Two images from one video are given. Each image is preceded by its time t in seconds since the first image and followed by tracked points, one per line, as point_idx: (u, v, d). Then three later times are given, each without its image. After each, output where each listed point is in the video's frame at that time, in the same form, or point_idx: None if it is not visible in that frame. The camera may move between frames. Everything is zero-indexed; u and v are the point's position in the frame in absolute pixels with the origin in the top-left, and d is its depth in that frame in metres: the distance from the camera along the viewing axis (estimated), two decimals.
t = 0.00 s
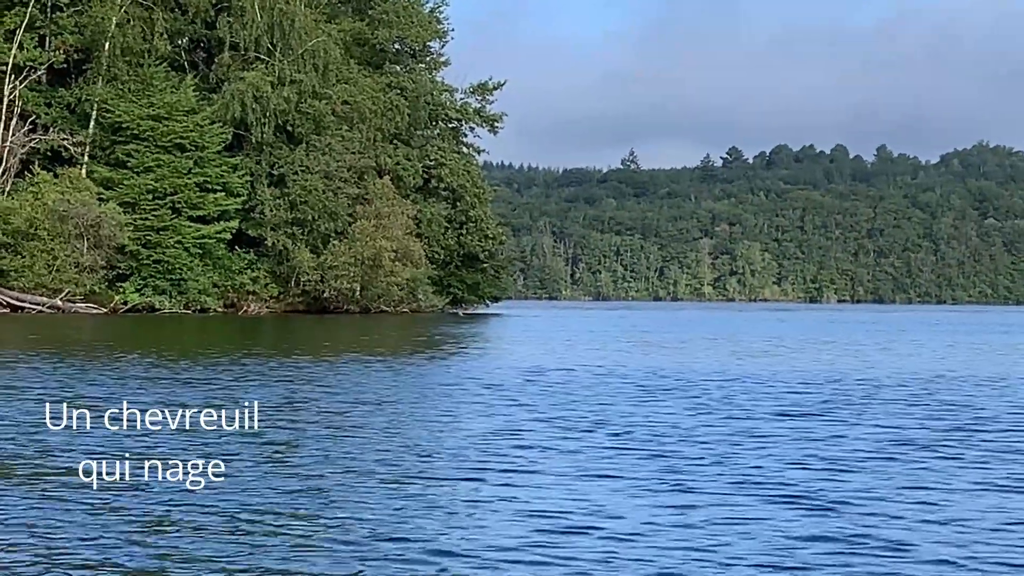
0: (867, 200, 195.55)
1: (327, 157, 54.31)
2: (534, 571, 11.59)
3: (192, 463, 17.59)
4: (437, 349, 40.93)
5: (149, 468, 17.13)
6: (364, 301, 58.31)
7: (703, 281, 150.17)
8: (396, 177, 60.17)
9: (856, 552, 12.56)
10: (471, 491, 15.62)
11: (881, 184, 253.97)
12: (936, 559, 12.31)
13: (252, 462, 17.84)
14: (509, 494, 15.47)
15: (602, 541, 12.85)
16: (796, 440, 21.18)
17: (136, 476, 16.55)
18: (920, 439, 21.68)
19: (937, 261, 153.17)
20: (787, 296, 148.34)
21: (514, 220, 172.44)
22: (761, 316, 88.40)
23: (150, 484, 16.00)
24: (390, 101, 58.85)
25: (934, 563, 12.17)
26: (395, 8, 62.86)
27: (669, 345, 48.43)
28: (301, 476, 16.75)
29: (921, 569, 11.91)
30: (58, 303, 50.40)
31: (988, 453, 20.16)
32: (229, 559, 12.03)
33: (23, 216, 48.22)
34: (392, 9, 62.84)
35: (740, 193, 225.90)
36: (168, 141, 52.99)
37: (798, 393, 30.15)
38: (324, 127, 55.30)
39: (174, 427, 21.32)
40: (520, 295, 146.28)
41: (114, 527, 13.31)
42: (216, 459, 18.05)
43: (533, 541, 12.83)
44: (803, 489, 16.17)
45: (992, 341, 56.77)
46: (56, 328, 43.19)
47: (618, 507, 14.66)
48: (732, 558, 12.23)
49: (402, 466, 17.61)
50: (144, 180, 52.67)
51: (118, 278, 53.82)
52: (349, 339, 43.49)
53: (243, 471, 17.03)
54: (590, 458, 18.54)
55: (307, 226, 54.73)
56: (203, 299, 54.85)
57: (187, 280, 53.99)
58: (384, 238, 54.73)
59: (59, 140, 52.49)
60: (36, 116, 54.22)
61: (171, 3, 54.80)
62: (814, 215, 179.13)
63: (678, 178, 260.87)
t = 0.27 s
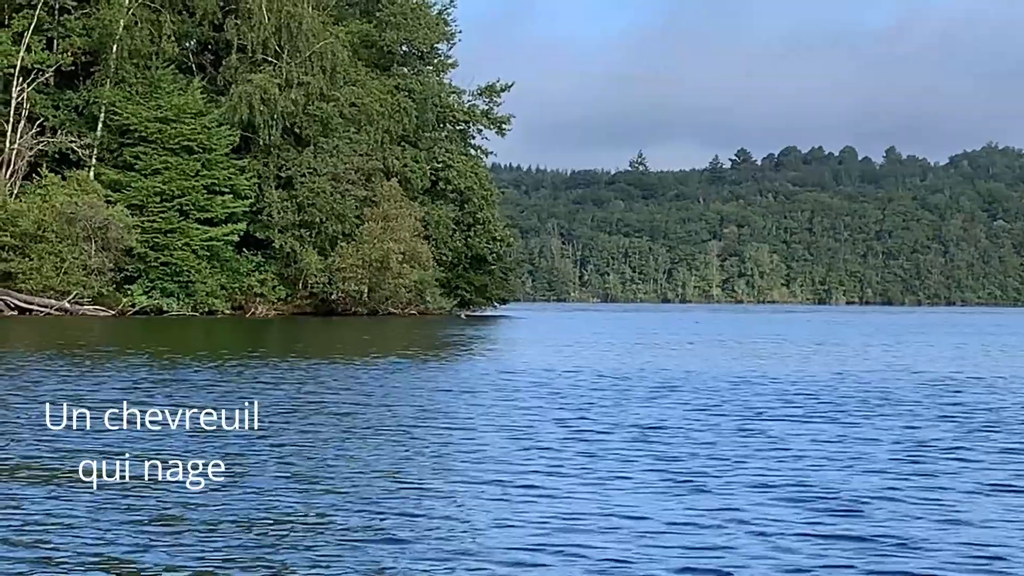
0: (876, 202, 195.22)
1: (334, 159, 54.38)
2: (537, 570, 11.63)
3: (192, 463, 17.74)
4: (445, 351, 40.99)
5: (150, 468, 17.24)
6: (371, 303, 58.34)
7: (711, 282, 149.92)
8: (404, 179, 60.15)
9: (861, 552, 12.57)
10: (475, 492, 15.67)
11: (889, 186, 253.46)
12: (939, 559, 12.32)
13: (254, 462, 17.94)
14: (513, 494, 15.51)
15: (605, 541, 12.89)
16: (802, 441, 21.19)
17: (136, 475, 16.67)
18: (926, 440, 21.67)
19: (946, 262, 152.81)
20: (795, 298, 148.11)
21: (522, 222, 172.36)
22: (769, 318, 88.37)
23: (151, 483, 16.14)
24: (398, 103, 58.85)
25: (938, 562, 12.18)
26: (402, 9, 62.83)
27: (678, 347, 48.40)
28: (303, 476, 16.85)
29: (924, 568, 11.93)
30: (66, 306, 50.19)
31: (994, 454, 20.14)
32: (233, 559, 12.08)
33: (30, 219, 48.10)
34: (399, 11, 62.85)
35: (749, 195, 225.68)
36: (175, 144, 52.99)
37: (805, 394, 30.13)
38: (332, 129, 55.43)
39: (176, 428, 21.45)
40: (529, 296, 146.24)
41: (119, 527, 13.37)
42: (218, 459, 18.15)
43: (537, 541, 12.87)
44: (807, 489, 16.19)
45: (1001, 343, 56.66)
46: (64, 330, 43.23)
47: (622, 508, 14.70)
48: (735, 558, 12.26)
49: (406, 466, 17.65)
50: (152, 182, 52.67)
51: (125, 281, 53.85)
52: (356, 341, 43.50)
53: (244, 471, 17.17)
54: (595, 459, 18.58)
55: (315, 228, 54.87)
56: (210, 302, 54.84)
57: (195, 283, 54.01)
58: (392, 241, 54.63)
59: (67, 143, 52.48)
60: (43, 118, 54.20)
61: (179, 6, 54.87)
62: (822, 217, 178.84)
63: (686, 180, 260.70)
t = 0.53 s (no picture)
0: (884, 203, 194.83)
1: (341, 161, 54.29)
2: (536, 571, 11.61)
3: (192, 463, 17.78)
4: (450, 352, 40.99)
5: (151, 468, 17.27)
6: (378, 305, 58.31)
7: (719, 284, 149.80)
8: (411, 180, 60.10)
9: (861, 553, 12.54)
10: (476, 493, 15.67)
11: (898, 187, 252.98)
12: (939, 559, 12.29)
13: (256, 462, 17.95)
14: (514, 495, 15.50)
15: (605, 542, 12.87)
16: (805, 442, 21.15)
17: (136, 475, 16.70)
18: (931, 442, 21.61)
19: (954, 264, 152.44)
20: (803, 299, 147.92)
21: (529, 223, 172.43)
22: (778, 319, 88.24)
23: (151, 483, 16.17)
24: (405, 105, 58.82)
25: (938, 563, 12.14)
26: (410, 11, 62.82)
27: (685, 348, 48.31)
28: (303, 476, 16.87)
29: (924, 569, 11.90)
30: (74, 308, 50.08)
31: (999, 455, 20.08)
32: (232, 558, 12.08)
33: (38, 220, 48.36)
34: (407, 12, 62.86)
35: (758, 196, 225.37)
36: (183, 145, 52.91)
37: (810, 395, 30.07)
38: (339, 130, 55.26)
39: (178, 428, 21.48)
40: (536, 298, 146.29)
41: (118, 527, 13.38)
42: (219, 460, 18.17)
43: (536, 542, 12.86)
44: (809, 490, 16.16)
45: (1009, 344, 56.51)
46: (71, 331, 43.30)
47: (623, 509, 14.67)
48: (734, 558, 12.23)
49: (408, 467, 17.65)
50: (159, 184, 52.81)
51: (133, 282, 53.92)
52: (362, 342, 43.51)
53: (244, 471, 17.20)
54: (597, 460, 18.56)
55: (323, 230, 54.78)
56: (218, 304, 54.79)
57: (202, 284, 54.00)
58: (399, 242, 54.59)
59: (74, 144, 52.87)
60: (51, 120, 54.27)
61: (186, 7, 54.95)
62: (830, 218, 178.55)
63: (694, 181, 260.54)
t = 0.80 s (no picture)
0: (889, 204, 194.59)
1: (346, 161, 54.25)
2: (543, 571, 11.58)
3: (195, 463, 17.76)
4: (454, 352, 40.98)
5: (153, 468, 17.28)
6: (383, 305, 58.31)
7: (724, 285, 149.63)
8: (415, 181, 60.06)
9: (866, 553, 12.51)
10: (481, 493, 15.64)
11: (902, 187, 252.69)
12: (945, 559, 12.27)
13: (258, 463, 17.96)
14: (519, 495, 15.48)
15: (609, 542, 12.85)
16: (810, 443, 21.12)
17: (139, 475, 16.71)
18: (935, 442, 21.58)
19: (959, 265, 152.22)
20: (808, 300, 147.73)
21: (534, 224, 172.29)
22: (782, 320, 88.19)
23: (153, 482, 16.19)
24: (410, 105, 58.78)
25: (943, 563, 12.10)
26: (414, 11, 62.79)
27: (690, 349, 48.25)
28: (307, 477, 16.86)
29: (931, 570, 11.86)
30: (78, 308, 50.19)
31: (1005, 456, 20.05)
32: (233, 558, 12.07)
33: (42, 221, 48.33)
34: (411, 13, 62.82)
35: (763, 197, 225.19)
36: (188, 146, 52.79)
37: (816, 396, 30.04)
38: (343, 131, 55.42)
39: (182, 428, 21.47)
40: (541, 298, 146.33)
41: (121, 526, 13.38)
42: (222, 460, 18.17)
43: (541, 542, 12.83)
44: (815, 490, 16.13)
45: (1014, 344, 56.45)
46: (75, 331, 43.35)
47: (628, 509, 14.65)
48: (738, 558, 12.21)
49: (412, 467, 17.65)
50: (163, 184, 52.73)
51: (137, 283, 53.94)
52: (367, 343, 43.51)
53: (246, 471, 17.21)
54: (601, 460, 18.52)
55: (327, 230, 54.84)
56: (222, 304, 54.76)
57: (207, 285, 53.96)
58: (404, 242, 54.68)
59: (79, 145, 52.69)
60: (56, 121, 54.23)
61: (191, 8, 54.89)
62: (835, 219, 178.35)
63: (699, 182, 260.39)
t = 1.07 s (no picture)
0: (892, 204, 194.48)
1: (348, 161, 54.21)
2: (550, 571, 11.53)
3: (199, 463, 17.72)
4: (458, 352, 40.95)
5: (154, 468, 17.21)
6: (385, 305, 58.32)
7: (726, 284, 149.59)
8: (418, 181, 60.03)
9: (866, 553, 12.42)
10: (480, 493, 15.57)
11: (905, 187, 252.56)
12: (944, 559, 12.19)
13: (258, 463, 17.89)
14: (524, 495, 15.42)
15: (607, 543, 12.76)
16: (812, 443, 21.03)
17: (141, 475, 16.64)
18: (938, 442, 21.48)
19: (962, 264, 152.13)
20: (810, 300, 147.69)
21: (537, 224, 172.21)
22: (784, 320, 88.17)
23: (154, 482, 16.12)
24: (412, 105, 58.77)
25: (943, 563, 12.02)
26: (416, 12, 62.79)
27: (692, 348, 48.23)
28: (306, 477, 16.79)
29: (930, 570, 11.77)
30: (81, 309, 50.20)
31: (1008, 456, 19.95)
32: (229, 558, 11.99)
33: (45, 221, 48.37)
34: (413, 13, 62.82)
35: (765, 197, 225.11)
36: (189, 146, 52.93)
37: (819, 396, 29.95)
38: (346, 131, 55.48)
39: (186, 428, 21.43)
40: (544, 298, 146.49)
41: (116, 526, 13.31)
42: (221, 460, 18.11)
43: (539, 542, 12.75)
44: (816, 491, 16.05)
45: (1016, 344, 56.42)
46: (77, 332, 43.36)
47: (627, 509, 14.57)
48: (737, 559, 12.12)
49: (412, 468, 17.58)
50: (166, 185, 52.73)
51: (140, 283, 53.94)
52: (369, 343, 43.51)
53: (244, 471, 17.15)
54: (606, 460, 18.47)
55: (329, 230, 54.84)
56: (224, 305, 54.76)
57: (209, 285, 53.95)
58: (406, 243, 54.72)
59: (81, 145, 52.68)
60: (58, 121, 54.25)
61: (193, 8, 54.89)
62: (838, 218, 178.29)
63: (702, 182, 260.28)
